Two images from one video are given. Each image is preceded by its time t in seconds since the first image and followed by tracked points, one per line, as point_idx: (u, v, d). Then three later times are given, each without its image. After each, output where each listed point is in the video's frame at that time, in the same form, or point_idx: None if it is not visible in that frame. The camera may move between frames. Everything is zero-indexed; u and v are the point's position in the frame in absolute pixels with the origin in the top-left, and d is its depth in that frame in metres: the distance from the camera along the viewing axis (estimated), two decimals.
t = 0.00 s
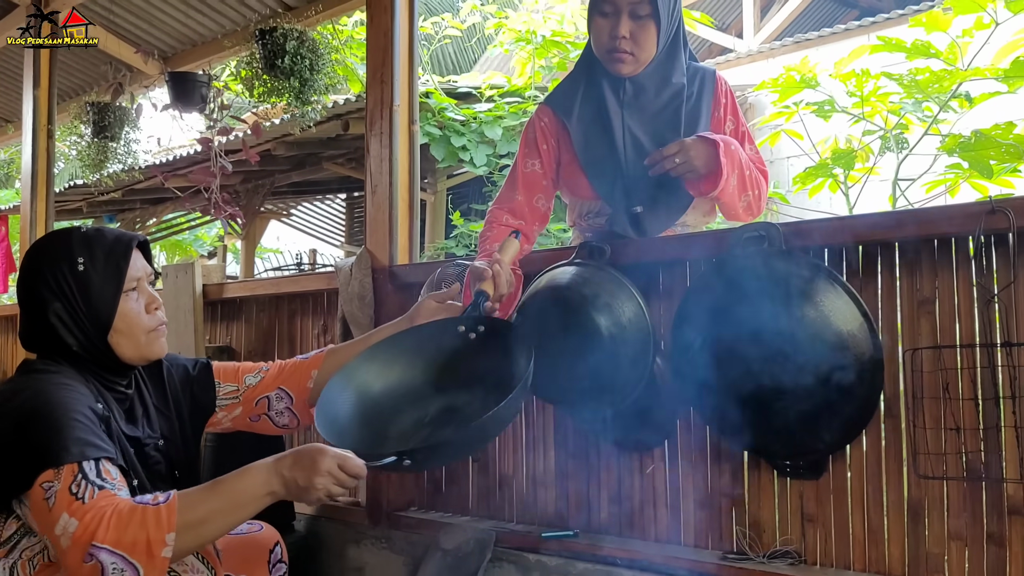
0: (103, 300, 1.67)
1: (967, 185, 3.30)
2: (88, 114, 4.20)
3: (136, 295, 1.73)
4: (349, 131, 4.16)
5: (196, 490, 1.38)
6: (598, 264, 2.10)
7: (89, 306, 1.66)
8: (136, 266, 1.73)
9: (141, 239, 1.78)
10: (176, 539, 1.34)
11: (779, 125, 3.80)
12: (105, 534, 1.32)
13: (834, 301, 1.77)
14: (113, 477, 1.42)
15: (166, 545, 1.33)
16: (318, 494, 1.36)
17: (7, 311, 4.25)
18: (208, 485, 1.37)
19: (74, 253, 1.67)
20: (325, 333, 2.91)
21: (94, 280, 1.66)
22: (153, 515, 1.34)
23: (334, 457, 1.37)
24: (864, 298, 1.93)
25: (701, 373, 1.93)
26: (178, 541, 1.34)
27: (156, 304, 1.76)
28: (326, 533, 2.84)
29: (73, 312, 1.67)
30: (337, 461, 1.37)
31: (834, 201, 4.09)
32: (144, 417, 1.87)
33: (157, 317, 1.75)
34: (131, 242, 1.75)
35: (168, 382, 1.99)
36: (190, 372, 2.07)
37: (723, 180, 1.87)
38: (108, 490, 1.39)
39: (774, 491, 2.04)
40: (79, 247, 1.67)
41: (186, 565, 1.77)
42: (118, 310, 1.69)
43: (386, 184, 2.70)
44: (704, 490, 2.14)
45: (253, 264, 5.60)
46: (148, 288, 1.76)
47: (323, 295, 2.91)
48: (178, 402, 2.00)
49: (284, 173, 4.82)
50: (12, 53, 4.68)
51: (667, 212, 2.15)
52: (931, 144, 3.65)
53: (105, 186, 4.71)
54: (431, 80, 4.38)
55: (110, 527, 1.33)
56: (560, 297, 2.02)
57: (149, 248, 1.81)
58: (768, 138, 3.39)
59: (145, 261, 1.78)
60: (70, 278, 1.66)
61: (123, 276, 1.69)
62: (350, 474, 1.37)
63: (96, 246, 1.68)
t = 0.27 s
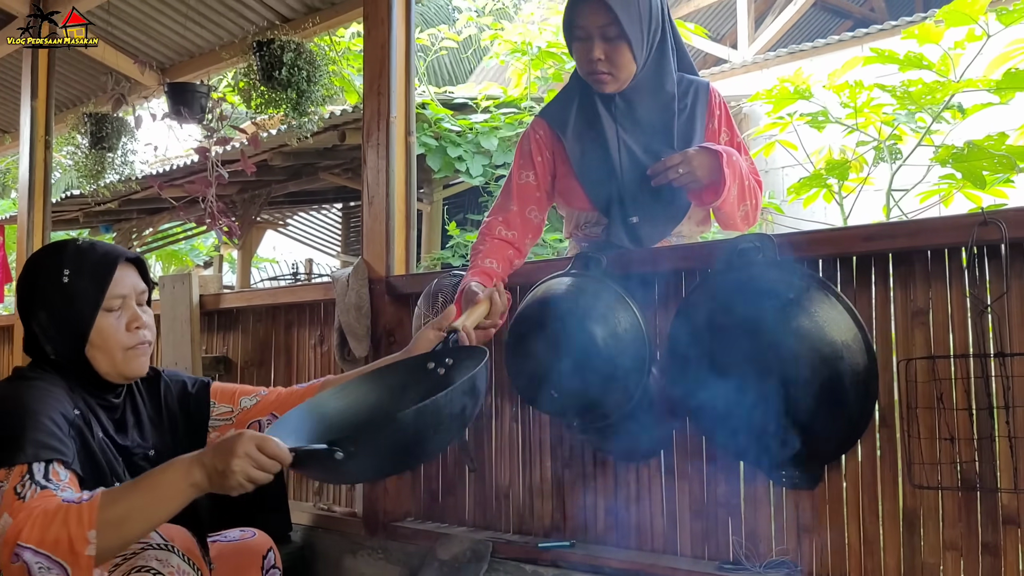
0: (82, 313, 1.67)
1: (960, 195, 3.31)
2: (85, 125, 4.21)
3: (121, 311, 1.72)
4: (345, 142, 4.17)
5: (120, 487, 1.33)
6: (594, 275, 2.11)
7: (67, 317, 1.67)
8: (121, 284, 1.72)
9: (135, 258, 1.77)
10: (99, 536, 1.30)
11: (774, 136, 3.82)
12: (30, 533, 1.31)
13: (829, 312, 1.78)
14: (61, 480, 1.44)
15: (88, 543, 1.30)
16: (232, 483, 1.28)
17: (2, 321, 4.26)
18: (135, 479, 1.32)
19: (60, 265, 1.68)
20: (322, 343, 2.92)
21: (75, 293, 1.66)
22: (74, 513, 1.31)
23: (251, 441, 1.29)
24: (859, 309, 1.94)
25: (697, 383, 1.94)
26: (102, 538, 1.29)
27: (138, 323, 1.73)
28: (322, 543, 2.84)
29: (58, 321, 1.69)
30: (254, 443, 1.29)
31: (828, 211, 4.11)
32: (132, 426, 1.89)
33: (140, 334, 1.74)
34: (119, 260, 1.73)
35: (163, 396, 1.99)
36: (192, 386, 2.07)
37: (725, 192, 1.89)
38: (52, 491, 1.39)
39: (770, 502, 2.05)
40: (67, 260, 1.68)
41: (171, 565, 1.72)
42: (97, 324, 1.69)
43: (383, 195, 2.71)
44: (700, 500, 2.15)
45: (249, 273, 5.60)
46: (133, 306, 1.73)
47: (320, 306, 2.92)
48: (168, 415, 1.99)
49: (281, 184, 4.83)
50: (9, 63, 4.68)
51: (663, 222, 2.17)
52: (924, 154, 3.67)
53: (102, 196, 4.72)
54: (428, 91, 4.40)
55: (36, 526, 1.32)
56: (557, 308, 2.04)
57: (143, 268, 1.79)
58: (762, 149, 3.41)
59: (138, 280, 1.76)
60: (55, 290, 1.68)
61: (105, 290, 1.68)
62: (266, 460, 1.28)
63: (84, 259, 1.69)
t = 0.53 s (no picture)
0: (55, 335, 1.57)
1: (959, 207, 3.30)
2: (84, 138, 4.22)
3: (96, 336, 1.60)
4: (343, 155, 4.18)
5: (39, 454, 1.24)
6: (591, 288, 2.12)
7: (42, 333, 1.58)
8: (98, 308, 1.60)
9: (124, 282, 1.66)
10: (14, 505, 1.21)
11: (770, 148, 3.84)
12: None
13: (825, 324, 1.79)
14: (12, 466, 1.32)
15: (3, 511, 1.20)
16: (133, 438, 1.17)
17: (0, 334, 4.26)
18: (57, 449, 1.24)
19: (44, 283, 1.59)
20: (320, 355, 2.92)
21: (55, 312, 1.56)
22: None
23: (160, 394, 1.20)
24: (855, 321, 1.95)
25: (695, 396, 1.95)
26: (16, 506, 1.21)
27: (112, 350, 1.61)
28: (320, 557, 2.84)
29: (34, 339, 1.60)
30: (162, 398, 1.19)
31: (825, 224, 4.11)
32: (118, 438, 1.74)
33: (113, 363, 1.61)
34: (104, 284, 1.62)
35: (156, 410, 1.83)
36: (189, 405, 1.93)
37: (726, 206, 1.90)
38: None
39: (768, 515, 2.05)
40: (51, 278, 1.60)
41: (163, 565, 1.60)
42: (69, 346, 1.58)
43: (381, 209, 2.72)
44: (699, 513, 2.15)
45: (247, 286, 5.61)
46: (112, 331, 1.61)
47: (318, 319, 2.92)
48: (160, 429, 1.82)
49: (279, 197, 4.84)
50: (9, 78, 4.70)
51: (655, 233, 2.17)
52: (919, 167, 3.69)
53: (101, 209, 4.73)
54: (425, 104, 4.42)
55: None
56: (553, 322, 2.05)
57: (133, 294, 1.67)
58: (759, 162, 3.42)
59: (124, 306, 1.64)
60: (36, 308, 1.59)
61: (83, 312, 1.59)
62: (173, 415, 1.18)
63: (68, 278, 1.60)
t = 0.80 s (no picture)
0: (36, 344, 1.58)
1: (958, 212, 3.30)
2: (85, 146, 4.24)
3: (77, 346, 1.61)
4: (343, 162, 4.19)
5: None
6: (591, 294, 2.14)
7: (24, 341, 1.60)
8: (78, 318, 1.61)
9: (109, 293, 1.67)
10: None
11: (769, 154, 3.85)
12: None
13: (824, 328, 1.80)
14: None
15: None
16: (51, 430, 1.20)
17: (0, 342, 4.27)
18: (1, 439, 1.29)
19: (29, 291, 1.62)
20: (321, 362, 2.92)
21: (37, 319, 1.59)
22: None
23: (83, 387, 1.21)
24: (854, 326, 1.96)
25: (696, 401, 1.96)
26: None
27: (91, 360, 1.60)
28: (320, 563, 2.84)
29: (18, 349, 1.62)
30: (85, 392, 1.20)
31: (824, 228, 4.12)
32: (101, 447, 1.78)
33: (93, 374, 1.59)
34: (87, 295, 1.64)
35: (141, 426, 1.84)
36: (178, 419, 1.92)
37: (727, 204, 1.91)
38: None
39: (768, 519, 2.06)
40: (36, 288, 1.63)
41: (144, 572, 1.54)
42: (50, 353, 1.59)
43: (381, 216, 2.73)
44: (699, 518, 2.15)
45: (246, 292, 5.61)
46: (93, 342, 1.62)
47: (318, 325, 2.93)
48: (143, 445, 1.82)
49: (278, 203, 4.85)
50: (9, 85, 4.71)
51: (653, 241, 2.17)
52: (918, 171, 3.69)
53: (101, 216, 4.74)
54: (424, 111, 4.43)
55: None
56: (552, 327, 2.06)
57: (117, 305, 1.68)
58: (757, 167, 3.43)
59: (107, 318, 1.65)
60: (21, 318, 1.62)
61: (64, 320, 1.60)
62: (93, 408, 1.20)
63: (53, 288, 1.62)
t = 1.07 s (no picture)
0: (16, 346, 1.61)
1: (962, 211, 3.30)
2: (89, 151, 4.26)
3: (56, 348, 1.64)
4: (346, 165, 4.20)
5: None
6: (596, 295, 2.15)
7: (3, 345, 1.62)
8: (58, 319, 1.64)
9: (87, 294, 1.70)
10: None
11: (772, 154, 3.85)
12: None
13: (830, 328, 1.81)
14: None
15: None
16: (25, 486, 1.24)
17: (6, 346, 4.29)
18: None
19: (5, 294, 1.64)
20: (327, 364, 2.93)
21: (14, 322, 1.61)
22: None
23: (53, 442, 1.25)
24: (860, 326, 1.96)
25: (703, 401, 1.97)
26: None
27: (70, 361, 1.63)
28: (327, 565, 2.85)
29: None
30: (55, 446, 1.24)
31: (828, 228, 4.12)
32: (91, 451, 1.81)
33: (75, 376, 1.63)
34: (64, 295, 1.66)
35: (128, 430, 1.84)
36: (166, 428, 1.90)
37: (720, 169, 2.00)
38: None
39: (775, 519, 2.06)
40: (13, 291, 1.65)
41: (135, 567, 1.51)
42: (29, 357, 1.62)
43: (386, 218, 2.74)
44: (706, 518, 2.16)
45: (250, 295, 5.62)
46: (72, 344, 1.65)
47: (323, 328, 2.93)
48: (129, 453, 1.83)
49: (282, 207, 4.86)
50: (12, 90, 4.73)
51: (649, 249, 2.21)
52: (922, 171, 3.69)
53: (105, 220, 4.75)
54: (427, 113, 4.44)
55: None
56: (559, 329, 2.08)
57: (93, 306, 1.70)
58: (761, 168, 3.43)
59: (85, 318, 1.68)
60: None
61: (43, 323, 1.63)
62: (65, 463, 1.23)
63: (31, 291, 1.64)
